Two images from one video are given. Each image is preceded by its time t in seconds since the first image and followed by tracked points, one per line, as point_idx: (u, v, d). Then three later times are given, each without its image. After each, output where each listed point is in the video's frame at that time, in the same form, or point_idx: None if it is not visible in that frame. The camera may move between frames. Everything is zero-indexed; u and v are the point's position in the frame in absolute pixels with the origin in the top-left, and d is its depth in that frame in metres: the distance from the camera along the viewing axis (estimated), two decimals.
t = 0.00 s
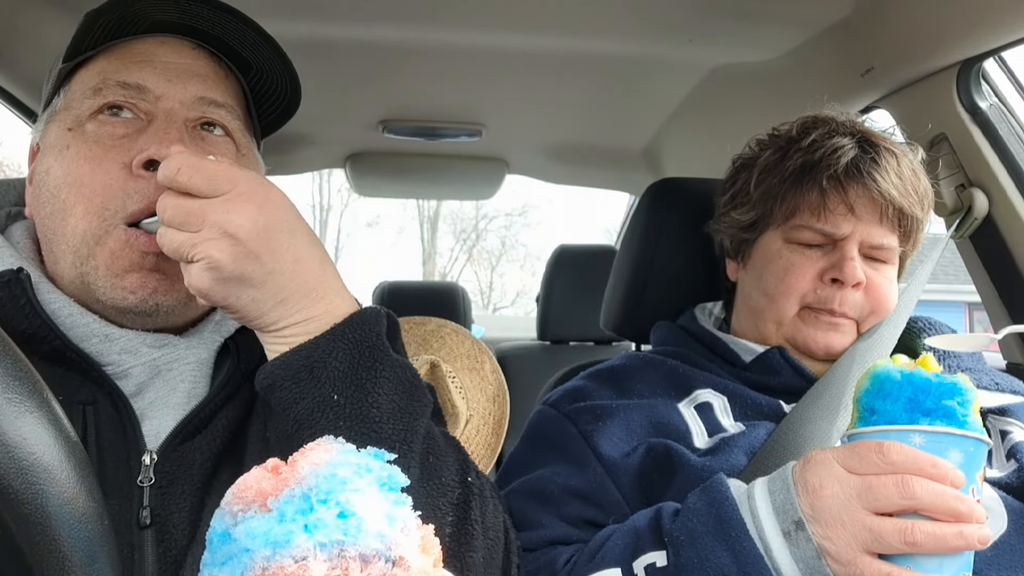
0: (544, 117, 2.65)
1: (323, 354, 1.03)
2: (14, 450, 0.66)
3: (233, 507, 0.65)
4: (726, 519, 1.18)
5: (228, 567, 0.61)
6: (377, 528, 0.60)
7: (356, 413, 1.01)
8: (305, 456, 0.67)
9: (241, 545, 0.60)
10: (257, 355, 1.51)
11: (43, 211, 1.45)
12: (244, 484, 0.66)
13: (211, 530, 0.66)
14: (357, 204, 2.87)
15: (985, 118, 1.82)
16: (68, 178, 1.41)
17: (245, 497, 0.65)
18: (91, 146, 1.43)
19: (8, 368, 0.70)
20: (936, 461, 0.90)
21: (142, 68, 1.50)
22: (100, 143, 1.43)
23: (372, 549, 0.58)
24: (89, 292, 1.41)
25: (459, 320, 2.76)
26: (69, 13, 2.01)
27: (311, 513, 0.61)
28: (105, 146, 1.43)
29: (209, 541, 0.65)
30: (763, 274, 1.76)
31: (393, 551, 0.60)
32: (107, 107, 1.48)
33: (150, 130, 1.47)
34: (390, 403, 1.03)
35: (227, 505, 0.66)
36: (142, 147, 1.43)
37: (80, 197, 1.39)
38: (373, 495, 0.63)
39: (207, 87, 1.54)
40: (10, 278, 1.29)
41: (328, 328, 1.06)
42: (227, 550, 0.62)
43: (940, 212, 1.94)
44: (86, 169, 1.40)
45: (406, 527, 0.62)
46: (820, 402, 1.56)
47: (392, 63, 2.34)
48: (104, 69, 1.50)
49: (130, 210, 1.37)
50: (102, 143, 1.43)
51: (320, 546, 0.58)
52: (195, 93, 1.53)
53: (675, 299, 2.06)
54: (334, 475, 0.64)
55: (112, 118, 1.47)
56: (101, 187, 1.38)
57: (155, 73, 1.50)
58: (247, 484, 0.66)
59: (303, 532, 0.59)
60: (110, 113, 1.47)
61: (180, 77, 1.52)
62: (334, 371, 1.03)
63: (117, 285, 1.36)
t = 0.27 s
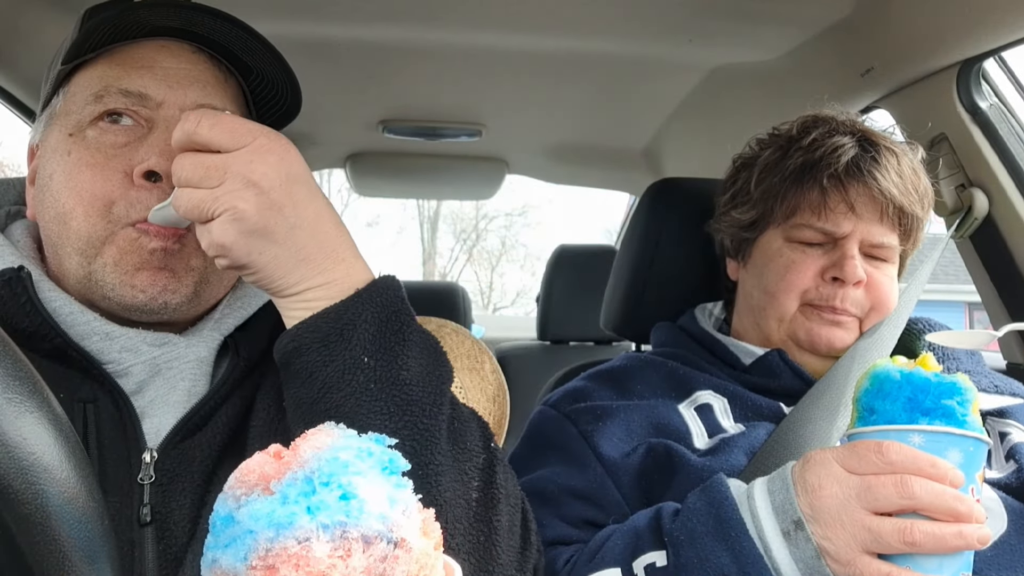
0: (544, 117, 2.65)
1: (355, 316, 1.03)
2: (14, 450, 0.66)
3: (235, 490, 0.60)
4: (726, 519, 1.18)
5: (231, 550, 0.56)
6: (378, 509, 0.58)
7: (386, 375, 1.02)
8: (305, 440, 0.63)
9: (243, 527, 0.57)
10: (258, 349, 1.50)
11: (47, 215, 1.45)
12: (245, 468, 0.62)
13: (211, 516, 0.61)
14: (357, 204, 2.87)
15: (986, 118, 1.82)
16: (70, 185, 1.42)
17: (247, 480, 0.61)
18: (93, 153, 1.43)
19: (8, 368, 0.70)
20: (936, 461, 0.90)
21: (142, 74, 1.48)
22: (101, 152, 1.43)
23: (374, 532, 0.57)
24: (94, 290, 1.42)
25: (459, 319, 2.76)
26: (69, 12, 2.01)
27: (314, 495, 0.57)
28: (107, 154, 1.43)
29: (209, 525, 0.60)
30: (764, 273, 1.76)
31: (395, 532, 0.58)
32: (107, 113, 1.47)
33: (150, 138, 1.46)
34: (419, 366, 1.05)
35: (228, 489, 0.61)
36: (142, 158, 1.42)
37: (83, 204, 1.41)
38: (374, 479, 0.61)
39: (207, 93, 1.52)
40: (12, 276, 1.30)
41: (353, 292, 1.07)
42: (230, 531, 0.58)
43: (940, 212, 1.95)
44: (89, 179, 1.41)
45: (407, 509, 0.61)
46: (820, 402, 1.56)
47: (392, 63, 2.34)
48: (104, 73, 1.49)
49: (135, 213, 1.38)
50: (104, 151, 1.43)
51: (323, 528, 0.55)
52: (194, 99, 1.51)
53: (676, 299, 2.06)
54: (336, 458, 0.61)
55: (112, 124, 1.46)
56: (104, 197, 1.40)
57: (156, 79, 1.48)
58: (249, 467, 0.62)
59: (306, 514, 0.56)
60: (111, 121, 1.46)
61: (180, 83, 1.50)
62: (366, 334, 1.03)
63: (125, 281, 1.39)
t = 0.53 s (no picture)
0: (544, 117, 2.65)
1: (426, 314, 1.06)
2: (14, 450, 0.66)
3: (231, 477, 0.62)
4: (725, 518, 1.18)
5: (228, 535, 0.57)
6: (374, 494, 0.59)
7: (443, 374, 1.06)
8: (301, 426, 0.64)
9: (240, 512, 0.58)
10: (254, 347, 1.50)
11: (41, 215, 1.46)
12: (243, 455, 0.63)
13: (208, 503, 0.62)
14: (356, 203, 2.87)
15: (985, 118, 1.82)
16: (62, 185, 1.44)
17: (243, 467, 0.62)
18: (82, 152, 1.45)
19: (8, 369, 0.70)
20: (934, 461, 0.90)
21: (128, 73, 1.50)
22: (90, 151, 1.45)
23: (369, 516, 0.58)
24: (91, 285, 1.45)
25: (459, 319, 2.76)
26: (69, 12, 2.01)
27: (310, 480, 0.59)
28: (95, 153, 1.44)
29: (206, 512, 0.61)
30: (763, 271, 1.76)
31: (390, 517, 0.60)
32: (95, 113, 1.48)
33: (138, 135, 1.48)
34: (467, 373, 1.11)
35: (224, 476, 0.62)
36: (130, 155, 1.44)
37: (74, 202, 1.43)
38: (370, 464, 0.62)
39: (193, 88, 1.53)
40: (11, 275, 1.32)
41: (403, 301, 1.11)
42: (226, 517, 0.59)
43: (940, 212, 1.94)
44: (80, 178, 1.43)
45: (402, 494, 0.62)
46: (819, 401, 1.56)
47: (391, 63, 2.34)
48: (91, 73, 1.50)
49: (127, 206, 1.41)
50: (92, 150, 1.45)
51: (319, 512, 0.57)
52: (180, 96, 1.52)
53: (676, 299, 2.06)
54: (331, 444, 0.62)
55: (100, 124, 1.48)
56: (95, 194, 1.42)
57: (141, 77, 1.50)
58: (245, 454, 0.63)
59: (302, 499, 0.57)
60: (97, 120, 1.48)
61: (166, 80, 1.52)
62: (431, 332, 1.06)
63: (122, 269, 1.41)
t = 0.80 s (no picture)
0: (544, 117, 2.66)
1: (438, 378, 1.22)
2: (14, 451, 0.67)
3: (233, 466, 0.64)
4: (723, 517, 1.18)
5: (231, 523, 0.59)
6: (375, 481, 0.61)
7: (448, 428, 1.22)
8: (303, 417, 0.67)
9: (243, 500, 0.60)
10: (254, 348, 1.50)
11: (29, 216, 1.45)
12: (244, 445, 0.65)
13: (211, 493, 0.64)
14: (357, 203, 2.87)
15: (985, 118, 1.82)
16: (49, 183, 1.43)
17: (246, 457, 0.64)
18: (66, 149, 1.44)
19: (8, 368, 0.69)
20: (931, 457, 0.89)
21: (109, 68, 1.50)
22: (74, 147, 1.44)
23: (371, 503, 0.60)
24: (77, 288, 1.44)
25: (459, 319, 2.76)
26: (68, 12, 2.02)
27: (312, 468, 0.61)
28: (80, 149, 1.44)
29: (210, 501, 0.63)
30: (762, 270, 1.76)
31: (392, 505, 0.62)
32: (79, 109, 1.48)
33: (120, 128, 1.48)
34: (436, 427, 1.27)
35: (227, 466, 0.65)
36: (112, 148, 1.44)
37: (60, 201, 1.42)
38: (370, 453, 0.64)
39: (175, 81, 1.54)
40: (10, 274, 1.31)
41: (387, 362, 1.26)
42: (229, 506, 0.61)
43: (940, 212, 1.94)
44: (65, 174, 1.42)
45: (403, 482, 0.64)
46: (818, 401, 1.56)
47: (391, 63, 2.34)
48: (75, 71, 1.51)
49: (108, 208, 1.40)
50: (76, 146, 1.44)
51: (321, 500, 0.59)
52: (162, 88, 1.52)
53: (675, 299, 2.06)
54: (333, 433, 0.64)
55: (85, 120, 1.48)
56: (78, 192, 1.41)
57: (122, 70, 1.50)
58: (248, 444, 0.65)
59: (304, 486, 0.60)
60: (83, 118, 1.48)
61: (148, 73, 1.52)
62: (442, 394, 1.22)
63: (104, 277, 1.41)
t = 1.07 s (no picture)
0: (544, 117, 2.66)
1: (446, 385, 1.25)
2: (14, 451, 0.66)
3: (232, 466, 0.64)
4: (723, 517, 1.18)
5: (230, 523, 0.60)
6: (374, 480, 0.62)
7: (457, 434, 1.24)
8: (301, 416, 0.66)
9: (242, 500, 0.60)
10: (255, 350, 1.50)
11: (32, 216, 1.46)
12: (243, 445, 0.65)
13: (211, 491, 0.64)
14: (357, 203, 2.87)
15: (985, 118, 1.82)
16: (50, 184, 1.44)
17: (245, 457, 0.64)
18: (67, 151, 1.44)
19: (8, 369, 0.69)
20: (930, 457, 0.89)
21: (108, 68, 1.50)
22: (74, 149, 1.45)
23: (370, 503, 0.61)
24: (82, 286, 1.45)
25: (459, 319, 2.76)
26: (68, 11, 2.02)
27: (311, 468, 0.61)
28: (80, 150, 1.44)
29: (209, 500, 0.63)
30: (761, 272, 1.76)
31: (391, 504, 0.62)
32: (78, 111, 1.48)
33: (119, 130, 1.48)
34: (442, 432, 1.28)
35: (226, 465, 0.64)
36: (113, 151, 1.44)
37: (61, 200, 1.42)
38: (369, 452, 0.64)
39: (174, 82, 1.54)
40: (11, 275, 1.30)
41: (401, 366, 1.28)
42: (228, 505, 0.61)
43: (940, 212, 1.94)
44: (65, 175, 1.43)
45: (402, 482, 0.64)
46: (817, 401, 1.56)
47: (391, 63, 2.34)
48: (73, 72, 1.50)
49: (111, 207, 1.41)
50: (76, 148, 1.44)
51: (320, 500, 0.59)
52: (161, 89, 1.52)
53: (675, 299, 2.06)
54: (332, 432, 0.64)
55: (84, 121, 1.48)
56: (80, 192, 1.42)
57: (120, 72, 1.50)
58: (246, 444, 0.65)
59: (303, 486, 0.60)
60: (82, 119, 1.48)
61: (147, 74, 1.52)
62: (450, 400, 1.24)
63: (109, 271, 1.42)
